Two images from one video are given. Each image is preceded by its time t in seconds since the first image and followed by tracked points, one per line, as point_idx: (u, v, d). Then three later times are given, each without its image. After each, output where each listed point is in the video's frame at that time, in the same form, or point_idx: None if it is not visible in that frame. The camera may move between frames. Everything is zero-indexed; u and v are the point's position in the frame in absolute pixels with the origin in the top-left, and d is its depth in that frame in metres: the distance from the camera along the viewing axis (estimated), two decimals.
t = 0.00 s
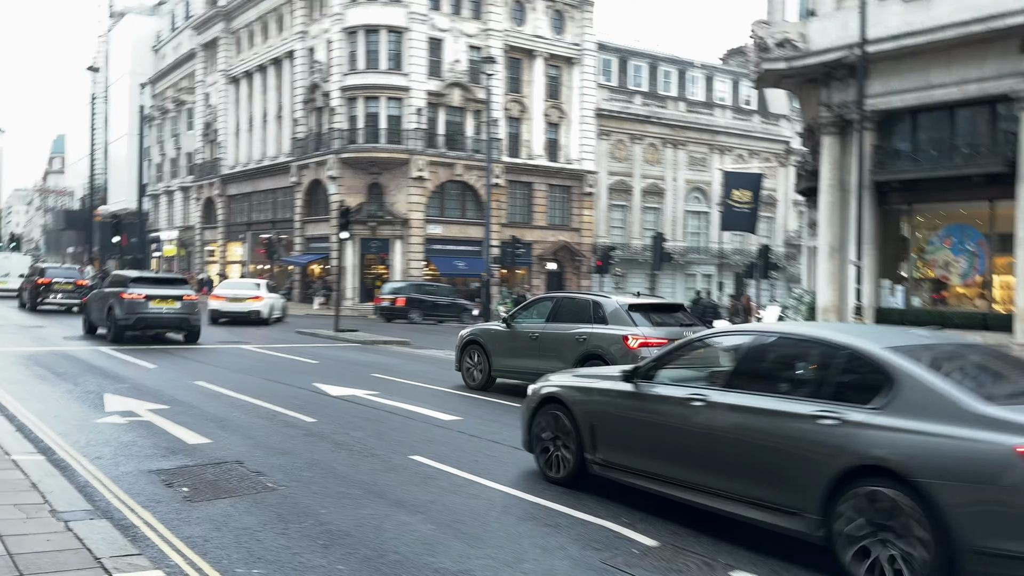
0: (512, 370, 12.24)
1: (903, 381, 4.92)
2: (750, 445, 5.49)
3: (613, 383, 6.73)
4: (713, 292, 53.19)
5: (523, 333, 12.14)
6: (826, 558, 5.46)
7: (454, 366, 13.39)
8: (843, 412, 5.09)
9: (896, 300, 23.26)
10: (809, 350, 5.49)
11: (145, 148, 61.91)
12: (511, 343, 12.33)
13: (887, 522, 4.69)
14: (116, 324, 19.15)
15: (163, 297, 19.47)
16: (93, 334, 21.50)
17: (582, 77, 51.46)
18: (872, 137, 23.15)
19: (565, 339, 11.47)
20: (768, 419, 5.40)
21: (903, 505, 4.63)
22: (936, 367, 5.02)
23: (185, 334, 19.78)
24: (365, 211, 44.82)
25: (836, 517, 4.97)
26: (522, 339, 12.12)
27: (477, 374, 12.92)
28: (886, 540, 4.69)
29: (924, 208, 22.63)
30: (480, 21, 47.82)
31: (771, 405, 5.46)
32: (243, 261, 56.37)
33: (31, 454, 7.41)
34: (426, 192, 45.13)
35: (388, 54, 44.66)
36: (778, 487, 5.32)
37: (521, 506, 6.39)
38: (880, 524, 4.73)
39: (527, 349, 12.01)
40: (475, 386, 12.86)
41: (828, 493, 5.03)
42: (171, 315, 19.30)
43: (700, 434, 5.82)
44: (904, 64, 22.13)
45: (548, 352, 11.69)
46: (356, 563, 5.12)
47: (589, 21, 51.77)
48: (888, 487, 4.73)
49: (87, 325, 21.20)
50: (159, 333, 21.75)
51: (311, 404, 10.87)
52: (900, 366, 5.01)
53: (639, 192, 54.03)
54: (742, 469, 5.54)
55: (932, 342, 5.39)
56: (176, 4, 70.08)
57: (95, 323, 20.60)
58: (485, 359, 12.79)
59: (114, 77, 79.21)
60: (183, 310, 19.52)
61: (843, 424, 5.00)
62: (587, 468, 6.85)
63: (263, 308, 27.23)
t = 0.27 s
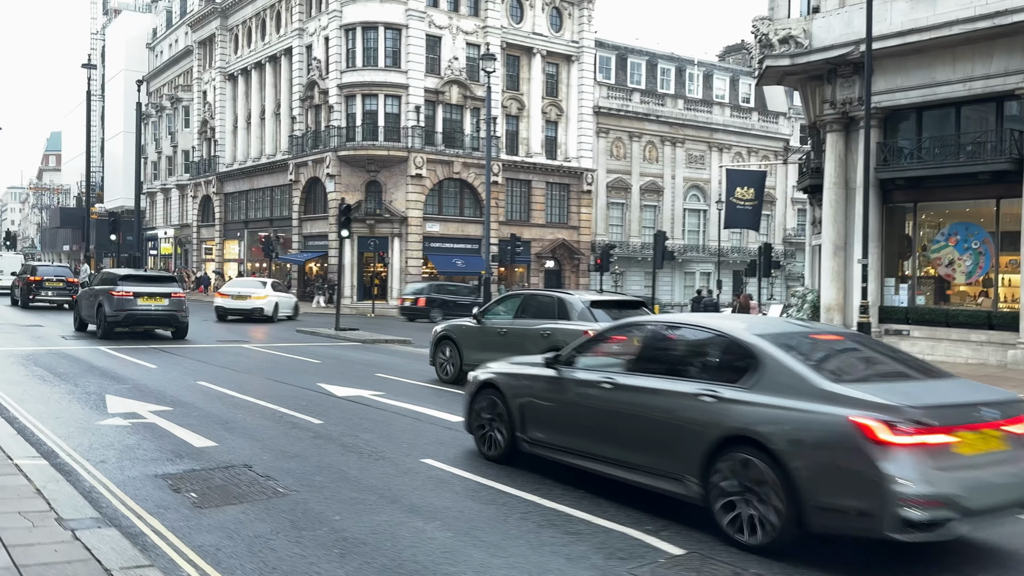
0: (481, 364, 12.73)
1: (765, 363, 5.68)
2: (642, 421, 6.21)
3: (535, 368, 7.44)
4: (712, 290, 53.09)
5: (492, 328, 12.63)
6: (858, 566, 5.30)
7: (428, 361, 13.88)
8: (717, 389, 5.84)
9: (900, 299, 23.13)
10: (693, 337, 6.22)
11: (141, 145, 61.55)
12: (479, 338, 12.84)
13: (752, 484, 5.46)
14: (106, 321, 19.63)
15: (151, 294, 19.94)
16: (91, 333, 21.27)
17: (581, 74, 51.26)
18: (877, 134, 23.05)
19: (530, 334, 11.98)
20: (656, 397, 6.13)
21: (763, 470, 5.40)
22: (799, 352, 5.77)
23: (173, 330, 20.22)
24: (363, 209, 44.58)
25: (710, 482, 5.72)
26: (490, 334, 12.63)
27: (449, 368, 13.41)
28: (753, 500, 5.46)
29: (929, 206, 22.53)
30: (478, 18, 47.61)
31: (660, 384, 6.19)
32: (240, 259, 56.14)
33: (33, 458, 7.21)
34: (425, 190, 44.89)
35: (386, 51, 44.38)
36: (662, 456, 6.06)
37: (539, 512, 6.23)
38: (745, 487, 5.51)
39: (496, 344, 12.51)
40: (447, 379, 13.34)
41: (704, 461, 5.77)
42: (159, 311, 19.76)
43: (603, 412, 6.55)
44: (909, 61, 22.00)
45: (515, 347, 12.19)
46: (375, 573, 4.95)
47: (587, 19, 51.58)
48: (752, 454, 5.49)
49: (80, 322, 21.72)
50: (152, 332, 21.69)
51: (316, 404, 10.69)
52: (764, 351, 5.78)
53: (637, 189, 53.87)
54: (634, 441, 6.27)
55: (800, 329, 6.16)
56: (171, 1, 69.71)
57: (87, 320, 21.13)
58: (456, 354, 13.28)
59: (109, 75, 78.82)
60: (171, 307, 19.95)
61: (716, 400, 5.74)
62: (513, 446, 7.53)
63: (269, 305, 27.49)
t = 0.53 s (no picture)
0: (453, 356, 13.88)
1: (667, 349, 6.47)
2: (563, 401, 6.98)
3: (477, 356, 8.20)
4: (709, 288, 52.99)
5: (462, 323, 13.78)
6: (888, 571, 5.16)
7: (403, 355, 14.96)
8: (626, 372, 6.63)
9: (903, 297, 22.99)
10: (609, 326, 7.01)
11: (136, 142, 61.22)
12: (451, 332, 13.98)
13: (655, 455, 6.22)
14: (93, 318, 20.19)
15: (138, 292, 20.51)
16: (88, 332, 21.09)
17: (578, 72, 51.06)
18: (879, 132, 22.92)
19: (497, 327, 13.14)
20: (576, 379, 6.92)
21: (664, 442, 6.18)
22: (697, 339, 6.56)
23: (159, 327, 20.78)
24: (360, 207, 44.33)
25: (619, 455, 6.48)
26: (460, 329, 13.77)
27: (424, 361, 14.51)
28: (653, 469, 6.23)
29: (932, 204, 22.44)
30: (476, 14, 47.39)
31: (579, 369, 6.98)
32: (236, 257, 55.87)
33: (34, 461, 7.01)
34: (422, 188, 44.68)
35: (383, 48, 44.15)
36: (580, 433, 6.83)
37: (557, 517, 6.07)
38: (647, 458, 6.28)
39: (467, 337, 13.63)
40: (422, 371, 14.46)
41: (613, 435, 6.55)
42: (145, 309, 20.32)
43: (534, 394, 7.30)
44: (912, 58, 21.88)
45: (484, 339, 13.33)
46: None
47: (585, 15, 51.37)
48: (652, 429, 6.28)
49: (69, 318, 22.27)
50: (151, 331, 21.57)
51: (320, 405, 10.54)
52: (668, 339, 6.57)
53: (635, 187, 53.71)
54: (559, 419, 7.01)
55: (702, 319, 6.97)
56: None
57: (75, 316, 21.69)
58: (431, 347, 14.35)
59: (104, 72, 78.42)
60: (156, 305, 20.57)
61: (624, 382, 6.53)
62: (459, 427, 8.27)
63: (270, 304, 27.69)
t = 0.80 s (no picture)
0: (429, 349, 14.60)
1: (600, 339, 7.04)
2: (508, 389, 7.54)
3: (432, 347, 8.75)
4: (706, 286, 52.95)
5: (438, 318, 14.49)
6: None
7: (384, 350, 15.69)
8: (563, 360, 7.20)
9: (906, 296, 22.87)
10: (551, 318, 7.58)
11: (131, 140, 60.95)
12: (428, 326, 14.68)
13: (587, 437, 6.81)
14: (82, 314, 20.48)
15: (127, 288, 20.81)
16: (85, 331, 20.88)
17: (576, 69, 50.90)
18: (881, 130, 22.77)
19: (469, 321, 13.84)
20: (519, 368, 7.47)
21: (594, 425, 6.76)
22: (629, 330, 7.13)
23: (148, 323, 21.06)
24: (357, 205, 44.15)
25: (557, 437, 7.04)
26: (436, 324, 14.49)
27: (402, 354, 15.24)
28: (585, 449, 6.82)
29: (934, 202, 22.35)
30: (473, 12, 47.22)
31: (523, 358, 7.54)
32: (232, 255, 55.67)
33: (37, 465, 6.84)
34: (419, 186, 44.53)
35: (381, 45, 43.99)
36: (523, 417, 7.39)
37: (573, 522, 5.93)
38: (581, 438, 6.86)
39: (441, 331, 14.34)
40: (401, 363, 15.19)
41: (552, 419, 7.12)
42: (134, 305, 20.61)
43: (481, 382, 7.85)
44: (914, 56, 21.77)
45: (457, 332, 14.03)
46: None
47: (583, 13, 51.21)
48: (586, 412, 6.86)
49: (60, 315, 22.54)
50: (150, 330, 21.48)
51: (324, 406, 10.40)
52: (601, 330, 7.14)
53: (632, 185, 53.62)
54: (504, 405, 7.57)
55: (635, 312, 7.57)
56: None
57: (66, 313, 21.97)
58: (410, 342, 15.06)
59: (98, 69, 78.10)
60: (145, 301, 20.89)
61: (561, 370, 7.09)
62: (417, 414, 8.81)
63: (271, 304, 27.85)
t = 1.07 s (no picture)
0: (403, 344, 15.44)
1: (532, 328, 7.68)
2: (449, 374, 8.17)
3: (382, 337, 9.36)
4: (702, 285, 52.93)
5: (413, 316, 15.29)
6: None
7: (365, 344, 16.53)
8: (499, 348, 7.81)
9: (907, 294, 22.77)
10: (490, 310, 8.20)
11: (125, 137, 60.58)
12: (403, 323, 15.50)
13: (519, 417, 7.46)
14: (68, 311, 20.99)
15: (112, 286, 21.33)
16: (80, 330, 20.64)
17: (573, 67, 50.71)
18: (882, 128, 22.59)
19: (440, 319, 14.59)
20: (460, 355, 8.09)
21: (525, 407, 7.42)
22: (558, 320, 7.77)
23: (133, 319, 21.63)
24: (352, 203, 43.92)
25: (492, 419, 7.70)
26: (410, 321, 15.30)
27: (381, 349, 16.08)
28: (517, 429, 7.48)
29: (935, 200, 22.25)
30: (469, 9, 47.00)
31: (463, 346, 8.16)
32: (226, 253, 55.40)
33: (36, 469, 6.65)
34: (415, 183, 44.32)
35: (376, 42, 43.74)
36: (462, 401, 8.03)
37: (588, 526, 5.78)
38: (512, 419, 7.52)
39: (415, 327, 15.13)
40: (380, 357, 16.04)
41: (488, 402, 7.76)
42: (119, 302, 21.15)
43: (426, 369, 8.46)
44: (915, 52, 21.67)
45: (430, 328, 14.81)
46: None
47: (579, 10, 51.02)
48: (518, 395, 7.51)
49: (45, 311, 22.94)
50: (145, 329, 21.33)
51: (326, 407, 10.23)
52: (532, 320, 7.77)
53: (629, 183, 53.52)
54: (446, 391, 8.20)
55: (565, 303, 8.22)
56: None
57: (51, 309, 22.43)
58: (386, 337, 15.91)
59: (91, 66, 77.69)
60: (130, 298, 21.40)
61: (497, 357, 7.72)
62: (369, 399, 9.42)
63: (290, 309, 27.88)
